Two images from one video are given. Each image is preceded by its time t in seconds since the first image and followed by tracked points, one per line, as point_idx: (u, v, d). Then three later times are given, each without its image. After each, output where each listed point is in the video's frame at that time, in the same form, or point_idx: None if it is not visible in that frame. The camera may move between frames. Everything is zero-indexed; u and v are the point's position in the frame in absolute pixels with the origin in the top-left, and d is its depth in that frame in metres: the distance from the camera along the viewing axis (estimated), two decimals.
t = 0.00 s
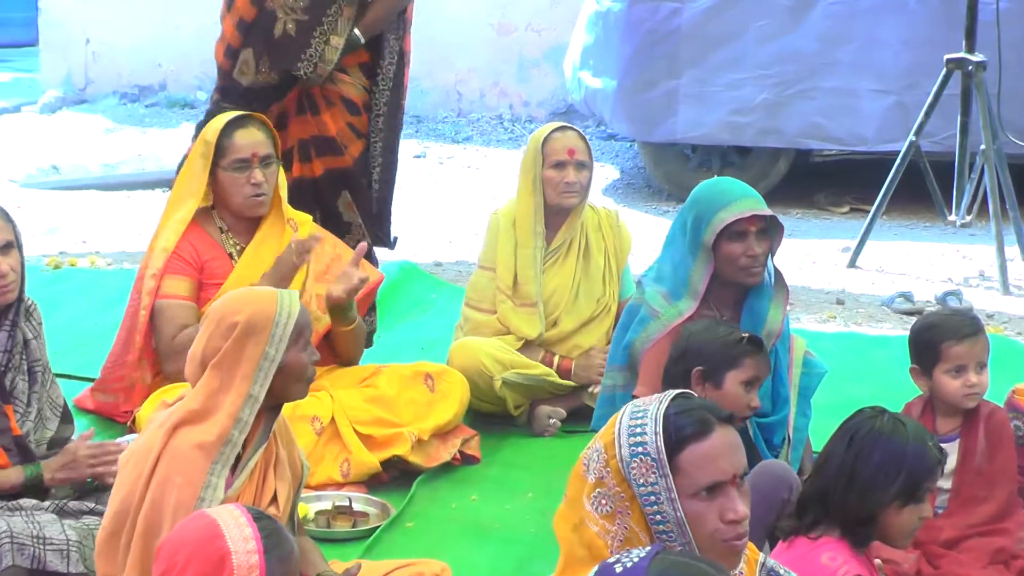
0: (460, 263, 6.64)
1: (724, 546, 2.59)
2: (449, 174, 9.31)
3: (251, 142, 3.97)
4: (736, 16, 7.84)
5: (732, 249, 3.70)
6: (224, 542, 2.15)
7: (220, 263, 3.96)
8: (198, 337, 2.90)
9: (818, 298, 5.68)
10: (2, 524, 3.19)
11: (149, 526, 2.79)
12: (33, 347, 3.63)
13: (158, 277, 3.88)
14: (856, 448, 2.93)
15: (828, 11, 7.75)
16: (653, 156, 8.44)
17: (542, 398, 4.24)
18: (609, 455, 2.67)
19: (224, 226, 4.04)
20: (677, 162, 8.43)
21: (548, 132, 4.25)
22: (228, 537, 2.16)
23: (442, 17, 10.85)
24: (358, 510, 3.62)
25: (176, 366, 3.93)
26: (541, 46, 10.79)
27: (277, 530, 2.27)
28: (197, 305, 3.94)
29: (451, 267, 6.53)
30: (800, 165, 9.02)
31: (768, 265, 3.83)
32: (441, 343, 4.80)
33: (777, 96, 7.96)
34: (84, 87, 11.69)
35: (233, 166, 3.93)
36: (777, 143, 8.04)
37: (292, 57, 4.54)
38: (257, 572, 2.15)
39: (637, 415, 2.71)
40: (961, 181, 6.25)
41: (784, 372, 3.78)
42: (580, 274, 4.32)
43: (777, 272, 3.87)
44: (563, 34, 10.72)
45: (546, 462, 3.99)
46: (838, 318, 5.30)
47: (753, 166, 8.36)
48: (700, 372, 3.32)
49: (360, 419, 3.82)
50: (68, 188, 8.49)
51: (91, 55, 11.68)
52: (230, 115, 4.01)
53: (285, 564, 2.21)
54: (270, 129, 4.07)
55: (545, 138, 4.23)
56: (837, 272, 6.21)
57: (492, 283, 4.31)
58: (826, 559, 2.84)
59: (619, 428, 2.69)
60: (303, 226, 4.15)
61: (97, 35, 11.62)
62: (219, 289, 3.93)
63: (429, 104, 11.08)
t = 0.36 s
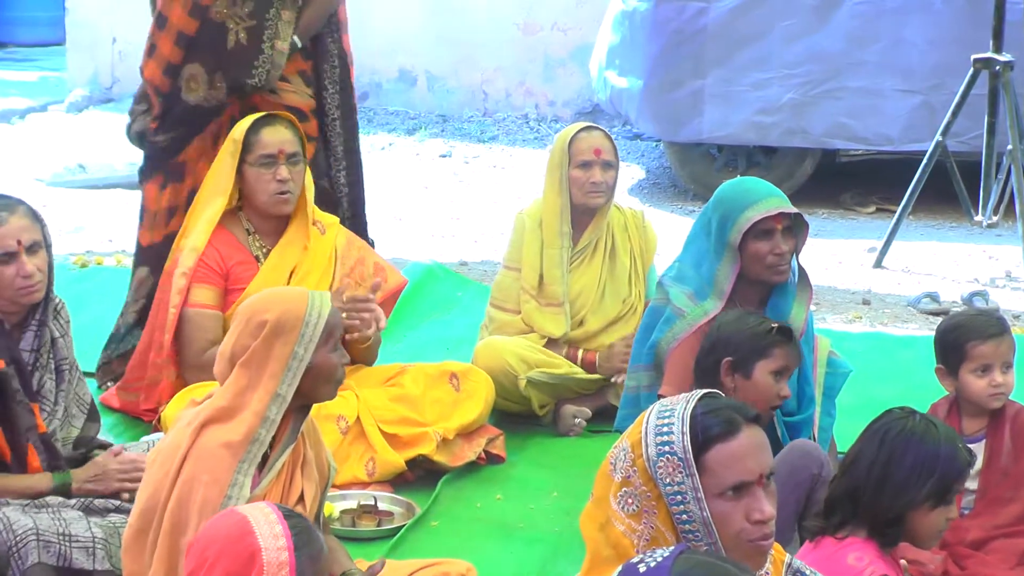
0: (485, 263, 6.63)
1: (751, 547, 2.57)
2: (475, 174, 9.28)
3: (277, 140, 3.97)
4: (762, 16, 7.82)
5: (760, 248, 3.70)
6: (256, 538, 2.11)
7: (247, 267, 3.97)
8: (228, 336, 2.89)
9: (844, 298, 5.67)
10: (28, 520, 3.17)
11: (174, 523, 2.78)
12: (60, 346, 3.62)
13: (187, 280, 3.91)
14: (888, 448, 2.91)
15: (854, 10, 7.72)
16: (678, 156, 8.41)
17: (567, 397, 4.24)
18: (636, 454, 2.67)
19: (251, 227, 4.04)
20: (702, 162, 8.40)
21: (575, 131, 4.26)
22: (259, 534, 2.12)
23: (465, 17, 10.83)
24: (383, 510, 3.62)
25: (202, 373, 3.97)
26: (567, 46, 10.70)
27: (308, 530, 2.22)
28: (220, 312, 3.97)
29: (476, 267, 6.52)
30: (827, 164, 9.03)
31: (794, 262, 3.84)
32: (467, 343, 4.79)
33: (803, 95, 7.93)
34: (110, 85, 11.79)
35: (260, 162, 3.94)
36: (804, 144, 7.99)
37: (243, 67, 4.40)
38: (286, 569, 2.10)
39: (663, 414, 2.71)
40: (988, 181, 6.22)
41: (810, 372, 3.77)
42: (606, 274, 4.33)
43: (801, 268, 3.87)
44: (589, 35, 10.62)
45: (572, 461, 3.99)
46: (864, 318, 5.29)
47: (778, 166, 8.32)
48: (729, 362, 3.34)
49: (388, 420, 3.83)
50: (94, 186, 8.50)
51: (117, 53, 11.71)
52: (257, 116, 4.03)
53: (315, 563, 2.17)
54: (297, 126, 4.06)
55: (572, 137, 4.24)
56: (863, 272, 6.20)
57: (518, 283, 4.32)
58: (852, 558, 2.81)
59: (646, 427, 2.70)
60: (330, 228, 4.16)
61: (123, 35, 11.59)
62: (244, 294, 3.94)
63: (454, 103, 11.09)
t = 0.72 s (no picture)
0: (499, 263, 6.64)
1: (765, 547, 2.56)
2: (489, 174, 9.28)
3: (284, 133, 3.97)
4: (776, 16, 7.81)
5: (776, 247, 3.74)
6: (278, 539, 2.10)
7: (260, 263, 3.98)
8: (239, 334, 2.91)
9: (859, 299, 5.67)
10: (44, 520, 3.16)
11: (190, 522, 2.79)
12: (73, 345, 3.60)
13: (201, 277, 3.89)
14: (906, 450, 2.89)
15: (869, 11, 7.71)
16: (692, 155, 8.42)
17: (581, 398, 4.24)
18: (651, 454, 2.69)
19: (264, 225, 4.05)
20: (717, 162, 8.39)
21: (589, 131, 4.25)
22: (281, 536, 2.11)
23: (475, 18, 10.89)
24: (397, 509, 3.62)
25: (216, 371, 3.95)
26: (581, 46, 10.67)
27: (328, 532, 2.21)
28: (235, 308, 3.96)
29: (491, 267, 6.53)
30: (841, 164, 9.03)
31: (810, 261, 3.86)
32: (481, 343, 4.80)
33: (819, 95, 7.92)
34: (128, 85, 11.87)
35: (266, 156, 3.95)
36: (819, 144, 7.98)
37: (183, 42, 4.22)
38: (306, 571, 2.09)
39: (679, 414, 2.70)
40: (1004, 182, 6.21)
41: (824, 373, 3.78)
42: (620, 275, 4.34)
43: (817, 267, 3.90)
44: (603, 35, 10.61)
45: (586, 460, 4.00)
46: (879, 319, 5.29)
47: (793, 167, 8.30)
48: (734, 343, 3.33)
49: (401, 419, 3.83)
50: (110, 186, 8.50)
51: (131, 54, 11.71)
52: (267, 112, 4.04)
53: (336, 565, 2.16)
54: (307, 122, 4.06)
55: (585, 137, 4.24)
56: (878, 273, 6.20)
57: (531, 284, 4.33)
58: (861, 560, 2.81)
59: (661, 427, 2.70)
60: (343, 226, 4.16)
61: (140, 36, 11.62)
62: (258, 291, 3.94)
63: (468, 103, 11.09)
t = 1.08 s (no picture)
0: (527, 265, 6.64)
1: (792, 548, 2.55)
2: (516, 175, 9.28)
3: (313, 133, 3.98)
4: (805, 18, 7.78)
5: (801, 250, 3.74)
6: (304, 538, 2.09)
7: (288, 263, 3.99)
8: (260, 333, 2.95)
9: (886, 301, 5.67)
10: (70, 520, 3.13)
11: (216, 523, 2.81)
12: (102, 346, 3.59)
13: (229, 278, 3.93)
14: (935, 454, 2.76)
15: (897, 12, 7.66)
16: (720, 158, 8.41)
17: (608, 399, 4.25)
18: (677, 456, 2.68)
19: (291, 226, 4.06)
20: (744, 164, 8.36)
21: (615, 133, 4.25)
22: (306, 535, 2.10)
23: (509, 16, 10.76)
24: (424, 511, 3.62)
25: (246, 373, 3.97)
26: (608, 48, 10.61)
27: (354, 533, 2.20)
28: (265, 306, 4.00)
29: (518, 268, 6.54)
30: (870, 166, 8.99)
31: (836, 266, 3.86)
32: (508, 344, 4.81)
33: (846, 97, 7.89)
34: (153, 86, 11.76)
35: (296, 156, 3.96)
36: (846, 146, 7.95)
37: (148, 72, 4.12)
38: (332, 571, 2.08)
39: (706, 415, 2.70)
40: None
41: (851, 377, 3.78)
42: (646, 277, 4.34)
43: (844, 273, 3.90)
44: (630, 36, 10.53)
45: (613, 462, 4.00)
46: (907, 321, 5.30)
47: (821, 169, 8.27)
48: (751, 333, 3.32)
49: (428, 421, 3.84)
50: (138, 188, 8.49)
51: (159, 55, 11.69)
52: (294, 113, 4.05)
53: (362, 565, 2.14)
54: (335, 122, 4.07)
55: (611, 139, 4.24)
56: (905, 275, 6.19)
57: (558, 285, 4.33)
58: (891, 564, 2.70)
59: (688, 428, 2.70)
60: (370, 227, 4.17)
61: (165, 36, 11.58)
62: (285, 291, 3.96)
63: (496, 105, 11.07)
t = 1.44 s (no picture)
0: (547, 267, 6.64)
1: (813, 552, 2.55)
2: (536, 178, 9.28)
3: (337, 138, 3.98)
4: (826, 20, 7.76)
5: (821, 254, 3.73)
6: (291, 533, 2.05)
7: (309, 266, 4.00)
8: (276, 332, 2.96)
9: (907, 303, 5.67)
10: (91, 522, 3.13)
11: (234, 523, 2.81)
12: (122, 348, 3.59)
13: (249, 282, 3.94)
14: (958, 458, 2.63)
15: (919, 15, 7.62)
16: (740, 160, 8.42)
17: (628, 402, 4.26)
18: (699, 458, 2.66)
19: (314, 229, 4.07)
20: (764, 167, 8.36)
21: (637, 135, 4.24)
22: (295, 532, 2.05)
23: (530, 18, 10.70)
24: (444, 513, 3.63)
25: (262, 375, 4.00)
26: (628, 50, 10.54)
27: (365, 530, 2.08)
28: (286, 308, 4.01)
29: (538, 270, 6.54)
30: (890, 168, 8.97)
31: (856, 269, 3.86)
32: (528, 347, 4.82)
33: (867, 99, 7.86)
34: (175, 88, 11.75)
35: (320, 161, 3.96)
36: (866, 149, 7.92)
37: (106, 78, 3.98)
38: (318, 565, 2.00)
39: (728, 418, 2.69)
40: None
41: (871, 380, 3.78)
42: (667, 279, 4.34)
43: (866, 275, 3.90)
44: (651, 37, 10.46)
45: (633, 464, 4.00)
46: (928, 324, 5.30)
47: (841, 171, 8.24)
48: (756, 330, 3.32)
49: (448, 423, 3.84)
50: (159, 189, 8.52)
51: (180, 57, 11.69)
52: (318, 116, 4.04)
53: (359, 566, 2.02)
54: (358, 127, 4.07)
55: (633, 141, 4.22)
56: (925, 278, 6.18)
57: (579, 287, 4.35)
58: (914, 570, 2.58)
59: (710, 430, 2.68)
60: (393, 230, 4.19)
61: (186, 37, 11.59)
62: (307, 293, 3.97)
63: (515, 107, 11.02)
